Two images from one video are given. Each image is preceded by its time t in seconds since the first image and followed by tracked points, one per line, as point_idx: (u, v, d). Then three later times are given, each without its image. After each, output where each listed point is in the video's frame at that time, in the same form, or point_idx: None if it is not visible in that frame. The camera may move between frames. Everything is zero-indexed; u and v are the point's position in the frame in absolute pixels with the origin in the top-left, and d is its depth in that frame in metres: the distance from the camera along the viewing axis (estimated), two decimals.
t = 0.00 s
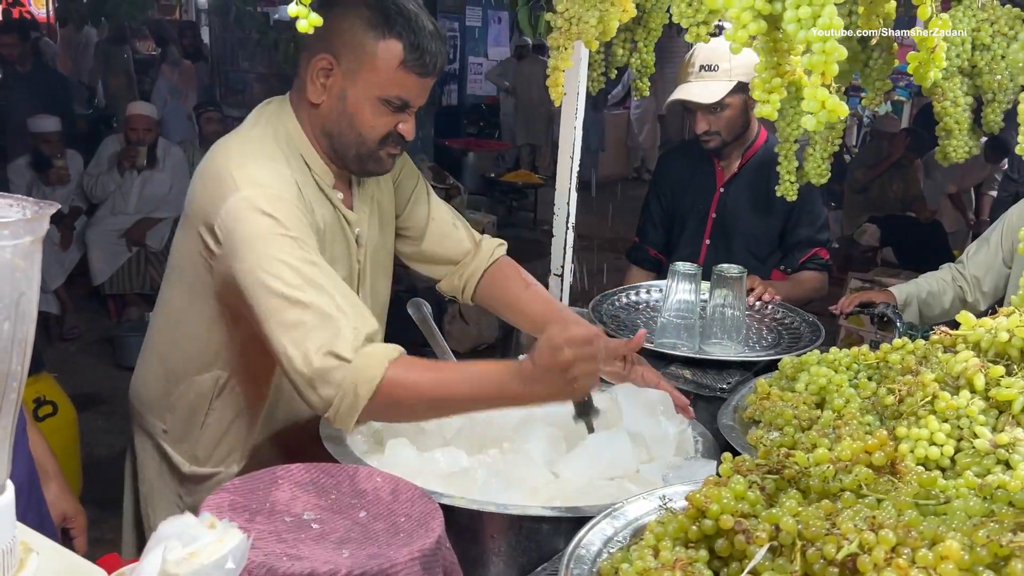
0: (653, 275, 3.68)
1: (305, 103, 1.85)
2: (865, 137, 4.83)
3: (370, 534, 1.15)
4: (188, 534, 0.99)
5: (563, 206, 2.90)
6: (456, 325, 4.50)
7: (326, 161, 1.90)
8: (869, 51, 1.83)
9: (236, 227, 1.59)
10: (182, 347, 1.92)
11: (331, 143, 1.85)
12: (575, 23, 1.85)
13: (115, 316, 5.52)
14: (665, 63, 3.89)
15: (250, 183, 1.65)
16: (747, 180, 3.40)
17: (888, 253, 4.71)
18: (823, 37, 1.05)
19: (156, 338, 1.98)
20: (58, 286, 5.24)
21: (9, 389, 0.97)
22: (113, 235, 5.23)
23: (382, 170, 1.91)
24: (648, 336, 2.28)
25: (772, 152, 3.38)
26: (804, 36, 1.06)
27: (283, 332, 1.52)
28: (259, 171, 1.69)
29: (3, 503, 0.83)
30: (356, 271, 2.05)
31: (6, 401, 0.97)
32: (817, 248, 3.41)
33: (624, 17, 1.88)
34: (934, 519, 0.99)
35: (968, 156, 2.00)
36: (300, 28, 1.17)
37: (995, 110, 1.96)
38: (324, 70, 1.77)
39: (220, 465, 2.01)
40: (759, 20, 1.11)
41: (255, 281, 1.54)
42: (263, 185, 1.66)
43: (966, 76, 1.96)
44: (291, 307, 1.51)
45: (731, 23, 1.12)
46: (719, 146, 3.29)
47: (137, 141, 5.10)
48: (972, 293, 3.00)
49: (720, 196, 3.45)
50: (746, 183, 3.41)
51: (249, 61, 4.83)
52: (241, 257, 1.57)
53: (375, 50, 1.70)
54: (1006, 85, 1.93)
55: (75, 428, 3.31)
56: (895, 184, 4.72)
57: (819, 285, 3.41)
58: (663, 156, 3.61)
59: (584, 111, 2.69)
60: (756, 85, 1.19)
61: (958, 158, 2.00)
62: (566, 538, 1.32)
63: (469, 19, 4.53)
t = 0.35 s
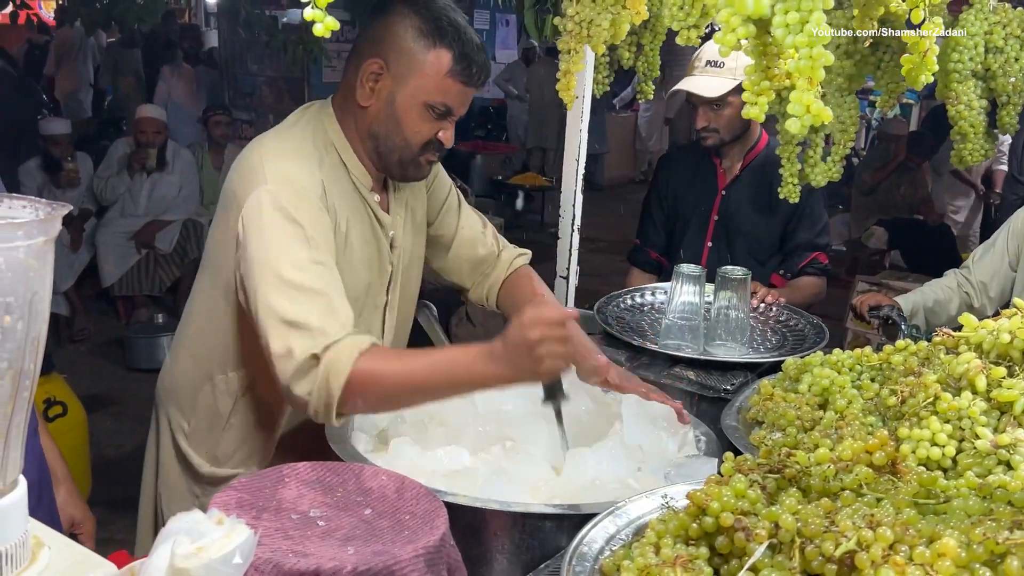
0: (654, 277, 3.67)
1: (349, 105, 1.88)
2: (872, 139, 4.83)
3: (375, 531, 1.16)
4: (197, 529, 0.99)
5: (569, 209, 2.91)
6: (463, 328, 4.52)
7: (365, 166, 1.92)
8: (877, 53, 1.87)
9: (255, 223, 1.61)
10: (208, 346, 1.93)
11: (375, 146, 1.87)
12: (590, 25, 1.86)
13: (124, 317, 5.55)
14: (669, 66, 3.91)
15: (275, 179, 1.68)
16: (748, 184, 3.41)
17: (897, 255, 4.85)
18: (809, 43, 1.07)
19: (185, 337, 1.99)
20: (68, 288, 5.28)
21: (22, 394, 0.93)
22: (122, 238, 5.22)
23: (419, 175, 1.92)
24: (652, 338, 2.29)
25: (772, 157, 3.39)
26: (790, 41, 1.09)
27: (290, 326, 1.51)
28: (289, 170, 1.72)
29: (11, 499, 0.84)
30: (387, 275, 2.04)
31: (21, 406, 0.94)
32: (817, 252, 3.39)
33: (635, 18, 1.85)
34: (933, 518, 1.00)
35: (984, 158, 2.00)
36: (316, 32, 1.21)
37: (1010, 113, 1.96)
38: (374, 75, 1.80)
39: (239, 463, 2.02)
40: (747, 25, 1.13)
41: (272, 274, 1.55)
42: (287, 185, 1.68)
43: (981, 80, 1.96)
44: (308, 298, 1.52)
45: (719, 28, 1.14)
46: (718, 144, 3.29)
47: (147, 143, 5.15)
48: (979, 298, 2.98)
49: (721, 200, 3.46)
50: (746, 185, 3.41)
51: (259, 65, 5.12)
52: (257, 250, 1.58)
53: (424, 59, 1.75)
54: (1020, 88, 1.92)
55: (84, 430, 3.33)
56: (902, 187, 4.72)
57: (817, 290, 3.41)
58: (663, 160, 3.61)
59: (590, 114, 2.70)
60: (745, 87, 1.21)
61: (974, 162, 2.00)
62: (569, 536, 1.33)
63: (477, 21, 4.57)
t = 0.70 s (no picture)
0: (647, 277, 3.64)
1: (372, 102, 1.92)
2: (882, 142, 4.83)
3: (381, 530, 1.17)
4: (205, 526, 0.99)
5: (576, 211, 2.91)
6: (471, 329, 4.54)
7: (383, 159, 1.98)
8: (879, 56, 1.87)
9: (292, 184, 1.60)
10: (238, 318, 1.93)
11: (394, 142, 1.90)
12: (594, 28, 1.88)
13: (135, 317, 5.62)
14: (678, 69, 3.92)
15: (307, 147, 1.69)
16: (736, 181, 3.41)
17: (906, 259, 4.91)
18: (812, 46, 1.08)
19: (214, 315, 2.00)
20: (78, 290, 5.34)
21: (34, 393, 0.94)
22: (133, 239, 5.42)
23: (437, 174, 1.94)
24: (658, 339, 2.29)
25: (760, 154, 3.40)
26: (794, 45, 1.09)
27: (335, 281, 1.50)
28: (318, 141, 1.74)
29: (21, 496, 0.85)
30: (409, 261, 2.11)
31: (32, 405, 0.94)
32: (806, 249, 3.43)
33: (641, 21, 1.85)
34: (936, 519, 1.00)
35: (991, 160, 2.00)
36: (320, 35, 1.23)
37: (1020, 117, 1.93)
38: (397, 73, 1.82)
39: (267, 436, 2.00)
40: (750, 28, 1.14)
41: (314, 232, 1.54)
42: (315, 154, 1.69)
43: (988, 83, 1.94)
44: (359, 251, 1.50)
45: (722, 31, 1.15)
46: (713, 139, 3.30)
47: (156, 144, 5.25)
48: (990, 305, 2.97)
49: (711, 198, 3.45)
50: (735, 183, 3.41)
51: (269, 69, 4.93)
52: (297, 210, 1.58)
53: (446, 58, 1.75)
54: None
55: (96, 430, 3.37)
56: (912, 190, 4.82)
57: (806, 285, 3.44)
58: (650, 161, 3.61)
59: (596, 116, 2.71)
60: (750, 90, 1.22)
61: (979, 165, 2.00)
62: (574, 536, 1.34)
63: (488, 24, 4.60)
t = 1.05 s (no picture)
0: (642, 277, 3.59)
1: (399, 112, 1.95)
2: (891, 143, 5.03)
3: (380, 529, 1.18)
4: (205, 525, 0.99)
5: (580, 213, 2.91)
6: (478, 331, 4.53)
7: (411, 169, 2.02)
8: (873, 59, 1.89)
9: (341, 202, 1.69)
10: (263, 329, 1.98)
11: (419, 153, 1.97)
12: (595, 31, 1.88)
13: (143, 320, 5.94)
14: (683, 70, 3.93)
15: (357, 168, 1.76)
16: (730, 177, 3.40)
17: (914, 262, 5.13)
18: (828, 47, 1.08)
19: (233, 316, 2.04)
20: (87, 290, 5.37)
21: (38, 391, 0.94)
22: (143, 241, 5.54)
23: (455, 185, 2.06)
24: (660, 341, 2.29)
25: (750, 152, 3.40)
26: (810, 46, 1.09)
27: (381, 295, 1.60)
28: (364, 159, 1.80)
29: (22, 491, 0.85)
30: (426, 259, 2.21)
31: (36, 403, 0.94)
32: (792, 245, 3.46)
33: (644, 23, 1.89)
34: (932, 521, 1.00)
35: (986, 162, 2.02)
36: (325, 39, 1.26)
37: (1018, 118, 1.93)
38: (428, 85, 1.88)
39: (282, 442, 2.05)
40: (765, 31, 1.15)
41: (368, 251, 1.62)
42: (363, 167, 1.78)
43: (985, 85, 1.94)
44: (412, 263, 1.61)
45: (737, 36, 1.16)
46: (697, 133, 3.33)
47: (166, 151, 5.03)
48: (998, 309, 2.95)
49: (705, 195, 3.43)
50: (727, 181, 3.40)
51: (278, 70, 5.16)
52: (347, 226, 1.66)
53: (478, 77, 1.85)
54: None
55: (103, 430, 3.39)
56: (920, 192, 4.94)
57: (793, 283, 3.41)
58: (639, 162, 3.57)
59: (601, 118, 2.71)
60: (768, 94, 1.23)
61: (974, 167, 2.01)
62: (574, 536, 1.34)
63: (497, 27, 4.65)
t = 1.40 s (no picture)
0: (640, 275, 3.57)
1: (410, 114, 1.96)
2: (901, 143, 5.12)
3: (381, 528, 1.18)
4: (206, 522, 0.99)
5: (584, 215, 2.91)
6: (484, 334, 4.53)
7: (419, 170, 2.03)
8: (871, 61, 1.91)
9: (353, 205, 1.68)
10: (272, 325, 1.99)
11: (425, 154, 1.98)
12: (604, 32, 1.86)
13: (151, 319, 6.01)
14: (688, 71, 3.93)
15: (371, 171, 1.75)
16: (728, 176, 3.39)
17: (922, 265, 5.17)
18: (832, 49, 1.08)
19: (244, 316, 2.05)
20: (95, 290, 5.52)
21: (42, 394, 0.89)
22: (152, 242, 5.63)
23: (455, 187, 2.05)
24: (663, 343, 2.29)
25: (749, 151, 3.40)
26: (813, 47, 1.09)
27: (385, 295, 1.59)
28: (375, 161, 1.80)
29: (25, 489, 0.86)
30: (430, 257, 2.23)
31: (40, 405, 0.89)
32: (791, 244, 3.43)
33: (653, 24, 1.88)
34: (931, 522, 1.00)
35: (986, 166, 2.01)
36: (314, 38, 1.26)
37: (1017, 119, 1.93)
38: (439, 89, 1.89)
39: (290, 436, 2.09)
40: (769, 33, 1.14)
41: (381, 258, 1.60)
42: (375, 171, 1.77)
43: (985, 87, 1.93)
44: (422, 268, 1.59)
45: (739, 37, 1.15)
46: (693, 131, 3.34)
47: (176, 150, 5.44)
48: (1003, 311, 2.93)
49: (703, 193, 3.41)
50: (725, 180, 3.39)
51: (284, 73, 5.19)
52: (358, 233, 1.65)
53: (489, 84, 1.85)
54: None
55: (109, 430, 3.41)
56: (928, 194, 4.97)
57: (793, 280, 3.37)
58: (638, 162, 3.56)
59: (605, 121, 2.72)
60: (772, 95, 1.23)
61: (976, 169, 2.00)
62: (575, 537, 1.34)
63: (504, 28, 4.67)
